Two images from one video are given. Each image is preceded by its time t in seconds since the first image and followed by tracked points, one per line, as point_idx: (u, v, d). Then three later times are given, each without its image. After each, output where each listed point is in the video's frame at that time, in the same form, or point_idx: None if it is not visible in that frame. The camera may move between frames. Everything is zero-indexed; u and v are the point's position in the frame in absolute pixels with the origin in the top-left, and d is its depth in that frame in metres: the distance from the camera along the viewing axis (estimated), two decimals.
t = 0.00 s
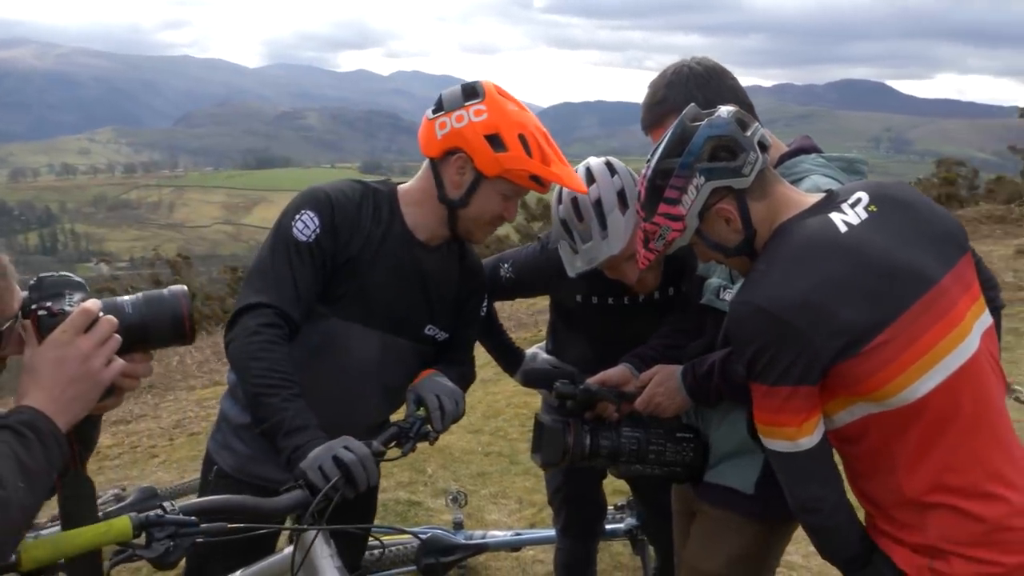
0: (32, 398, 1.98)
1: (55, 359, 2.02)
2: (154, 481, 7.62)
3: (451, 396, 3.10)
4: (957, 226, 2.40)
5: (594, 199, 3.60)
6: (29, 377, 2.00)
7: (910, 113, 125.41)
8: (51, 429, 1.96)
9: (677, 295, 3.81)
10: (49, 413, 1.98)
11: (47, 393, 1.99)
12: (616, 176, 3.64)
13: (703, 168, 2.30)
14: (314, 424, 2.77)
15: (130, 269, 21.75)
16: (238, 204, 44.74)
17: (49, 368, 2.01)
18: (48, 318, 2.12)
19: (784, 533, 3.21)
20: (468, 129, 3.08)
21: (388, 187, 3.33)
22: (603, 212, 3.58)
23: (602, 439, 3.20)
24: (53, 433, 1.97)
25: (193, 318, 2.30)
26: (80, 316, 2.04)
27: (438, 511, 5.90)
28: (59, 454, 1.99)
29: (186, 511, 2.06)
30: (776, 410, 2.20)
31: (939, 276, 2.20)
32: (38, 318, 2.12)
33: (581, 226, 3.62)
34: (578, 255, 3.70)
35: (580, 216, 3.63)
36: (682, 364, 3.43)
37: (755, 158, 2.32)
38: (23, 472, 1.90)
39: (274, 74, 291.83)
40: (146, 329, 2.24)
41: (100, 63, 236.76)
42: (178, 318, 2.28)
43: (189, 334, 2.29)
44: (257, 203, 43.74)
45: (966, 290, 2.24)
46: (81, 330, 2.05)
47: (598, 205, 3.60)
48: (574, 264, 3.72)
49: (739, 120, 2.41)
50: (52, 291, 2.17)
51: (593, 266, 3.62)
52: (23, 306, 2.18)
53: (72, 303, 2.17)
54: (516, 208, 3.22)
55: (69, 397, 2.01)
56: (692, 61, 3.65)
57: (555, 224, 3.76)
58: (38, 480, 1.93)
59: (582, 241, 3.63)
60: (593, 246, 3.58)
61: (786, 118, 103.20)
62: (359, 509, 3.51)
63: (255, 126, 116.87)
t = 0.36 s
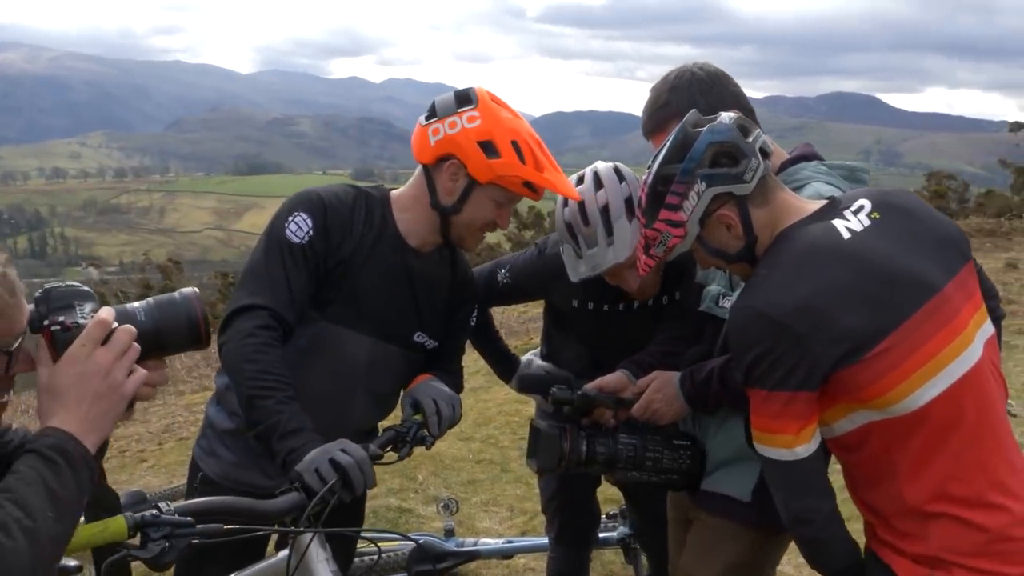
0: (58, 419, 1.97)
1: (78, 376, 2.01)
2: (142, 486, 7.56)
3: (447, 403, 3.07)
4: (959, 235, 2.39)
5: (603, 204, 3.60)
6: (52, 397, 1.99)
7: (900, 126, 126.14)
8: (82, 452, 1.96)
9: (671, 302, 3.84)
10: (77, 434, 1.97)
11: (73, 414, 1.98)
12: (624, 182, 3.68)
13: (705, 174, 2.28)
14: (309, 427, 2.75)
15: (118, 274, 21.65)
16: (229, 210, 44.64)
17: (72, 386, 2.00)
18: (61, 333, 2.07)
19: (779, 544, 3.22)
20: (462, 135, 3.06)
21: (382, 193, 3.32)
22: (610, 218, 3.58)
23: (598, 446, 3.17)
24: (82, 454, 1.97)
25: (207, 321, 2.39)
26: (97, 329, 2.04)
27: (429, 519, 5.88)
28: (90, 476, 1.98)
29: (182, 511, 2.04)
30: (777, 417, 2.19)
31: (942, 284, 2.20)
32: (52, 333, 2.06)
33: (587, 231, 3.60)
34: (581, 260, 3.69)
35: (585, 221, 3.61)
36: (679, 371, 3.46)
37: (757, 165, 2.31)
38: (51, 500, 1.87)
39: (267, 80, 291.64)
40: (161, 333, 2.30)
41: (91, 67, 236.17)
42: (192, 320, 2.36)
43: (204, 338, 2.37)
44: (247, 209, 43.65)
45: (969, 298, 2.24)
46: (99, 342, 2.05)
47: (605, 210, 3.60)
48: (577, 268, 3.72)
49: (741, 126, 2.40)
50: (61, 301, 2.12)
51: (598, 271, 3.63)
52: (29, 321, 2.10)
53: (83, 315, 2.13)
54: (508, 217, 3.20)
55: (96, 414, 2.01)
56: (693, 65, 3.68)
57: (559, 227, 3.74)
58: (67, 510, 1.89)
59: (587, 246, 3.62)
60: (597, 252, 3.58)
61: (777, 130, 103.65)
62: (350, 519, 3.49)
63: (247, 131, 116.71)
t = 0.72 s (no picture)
0: (47, 475, 1.83)
1: (66, 425, 1.85)
2: (130, 499, 7.52)
3: (433, 411, 3.05)
4: (940, 238, 2.41)
5: (593, 202, 3.66)
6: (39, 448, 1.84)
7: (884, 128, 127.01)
8: (74, 513, 1.83)
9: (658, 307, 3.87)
10: (67, 490, 1.84)
11: (64, 466, 1.84)
12: (614, 182, 3.74)
13: (683, 190, 2.30)
14: (296, 436, 2.73)
15: (104, 286, 21.55)
16: (217, 219, 44.52)
17: (60, 435, 1.85)
18: (41, 375, 1.85)
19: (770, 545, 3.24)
20: (449, 143, 3.07)
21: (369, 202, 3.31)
22: (600, 217, 3.64)
23: (586, 447, 3.20)
24: (74, 513, 1.84)
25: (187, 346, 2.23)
26: (82, 372, 1.86)
27: (419, 527, 5.86)
28: (86, 537, 1.86)
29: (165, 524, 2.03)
30: (763, 424, 2.19)
31: (923, 287, 2.21)
32: (30, 376, 1.84)
33: (577, 228, 3.64)
34: (569, 257, 3.73)
35: (576, 219, 3.65)
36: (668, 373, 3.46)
37: (734, 179, 2.32)
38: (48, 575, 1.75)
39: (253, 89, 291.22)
40: (141, 365, 2.12)
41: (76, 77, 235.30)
42: (172, 349, 2.19)
43: (186, 366, 2.21)
44: (234, 219, 43.52)
45: (951, 302, 2.25)
46: (86, 385, 1.87)
47: (596, 208, 3.66)
48: (566, 265, 3.74)
49: (719, 140, 2.42)
50: (32, 340, 1.86)
51: (586, 269, 3.67)
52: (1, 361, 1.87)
53: (61, 353, 1.90)
54: (496, 225, 3.21)
55: (87, 464, 1.87)
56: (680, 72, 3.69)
57: (548, 226, 3.76)
58: None
59: (576, 244, 3.67)
60: (587, 250, 3.63)
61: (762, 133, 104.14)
62: (339, 527, 3.47)
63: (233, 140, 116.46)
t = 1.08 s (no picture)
0: (8, 531, 1.72)
1: (29, 474, 1.74)
2: (107, 509, 7.44)
3: (414, 419, 3.04)
4: (927, 244, 2.43)
5: (571, 209, 3.67)
6: None
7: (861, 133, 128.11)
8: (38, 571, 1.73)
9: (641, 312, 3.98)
10: (30, 548, 1.73)
11: (26, 520, 1.73)
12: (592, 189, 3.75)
13: (668, 194, 2.32)
14: (273, 445, 2.71)
15: (81, 294, 21.36)
16: (196, 226, 44.25)
17: (23, 486, 1.73)
18: None
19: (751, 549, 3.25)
20: (431, 150, 3.06)
21: (349, 207, 3.30)
22: (578, 224, 3.65)
23: (569, 449, 3.29)
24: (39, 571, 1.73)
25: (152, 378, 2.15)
26: (46, 416, 1.75)
27: (400, 535, 5.84)
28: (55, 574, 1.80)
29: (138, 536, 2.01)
30: (753, 427, 2.20)
31: (910, 292, 2.23)
32: None
33: (555, 236, 3.66)
34: (547, 265, 3.73)
35: (554, 227, 3.66)
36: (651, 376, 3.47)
37: (720, 183, 2.35)
38: None
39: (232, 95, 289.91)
40: (103, 403, 2.04)
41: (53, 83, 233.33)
42: (137, 382, 2.12)
43: (151, 402, 2.13)
44: (213, 225, 43.26)
45: (937, 306, 2.28)
46: (51, 430, 1.76)
47: (574, 214, 3.67)
48: (544, 273, 3.75)
49: (705, 144, 2.44)
50: None
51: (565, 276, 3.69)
52: None
53: (19, 394, 1.78)
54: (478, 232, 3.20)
55: (50, 514, 1.77)
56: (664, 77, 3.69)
57: (526, 233, 3.78)
58: None
59: (554, 251, 3.68)
60: (566, 257, 3.64)
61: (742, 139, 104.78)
62: (319, 537, 3.45)
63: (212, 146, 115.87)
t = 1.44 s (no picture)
0: None
1: None
2: (94, 515, 7.40)
3: (400, 421, 3.05)
4: (926, 246, 2.47)
5: (558, 202, 3.68)
6: None
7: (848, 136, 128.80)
8: None
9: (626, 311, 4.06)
10: None
11: None
12: (580, 182, 3.76)
13: (669, 194, 2.35)
14: (260, 452, 2.71)
15: (67, 299, 21.25)
16: (183, 231, 44.08)
17: None
18: None
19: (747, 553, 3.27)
20: (415, 152, 3.04)
21: (334, 210, 3.31)
22: (565, 214, 3.66)
23: (564, 454, 3.32)
24: None
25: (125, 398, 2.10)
26: (7, 432, 1.74)
27: (390, 540, 5.83)
28: None
29: (123, 546, 2.00)
30: (757, 426, 2.22)
31: (913, 294, 2.27)
32: None
33: (542, 227, 3.65)
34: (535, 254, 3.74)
35: (542, 217, 3.66)
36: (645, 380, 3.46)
37: (720, 184, 2.39)
38: None
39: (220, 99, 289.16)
40: (73, 423, 2.01)
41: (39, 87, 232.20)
42: (108, 402, 2.07)
43: (123, 422, 2.09)
44: (200, 230, 43.11)
45: (939, 308, 2.31)
46: (11, 446, 1.75)
47: (561, 205, 3.67)
48: (532, 263, 3.76)
49: (706, 145, 2.49)
50: None
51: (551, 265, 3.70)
52: None
53: None
54: (463, 232, 3.19)
55: (16, 537, 1.74)
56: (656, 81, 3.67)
57: (513, 225, 3.78)
58: None
59: (542, 241, 3.68)
60: (553, 246, 3.65)
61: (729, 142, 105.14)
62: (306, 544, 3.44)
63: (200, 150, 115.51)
